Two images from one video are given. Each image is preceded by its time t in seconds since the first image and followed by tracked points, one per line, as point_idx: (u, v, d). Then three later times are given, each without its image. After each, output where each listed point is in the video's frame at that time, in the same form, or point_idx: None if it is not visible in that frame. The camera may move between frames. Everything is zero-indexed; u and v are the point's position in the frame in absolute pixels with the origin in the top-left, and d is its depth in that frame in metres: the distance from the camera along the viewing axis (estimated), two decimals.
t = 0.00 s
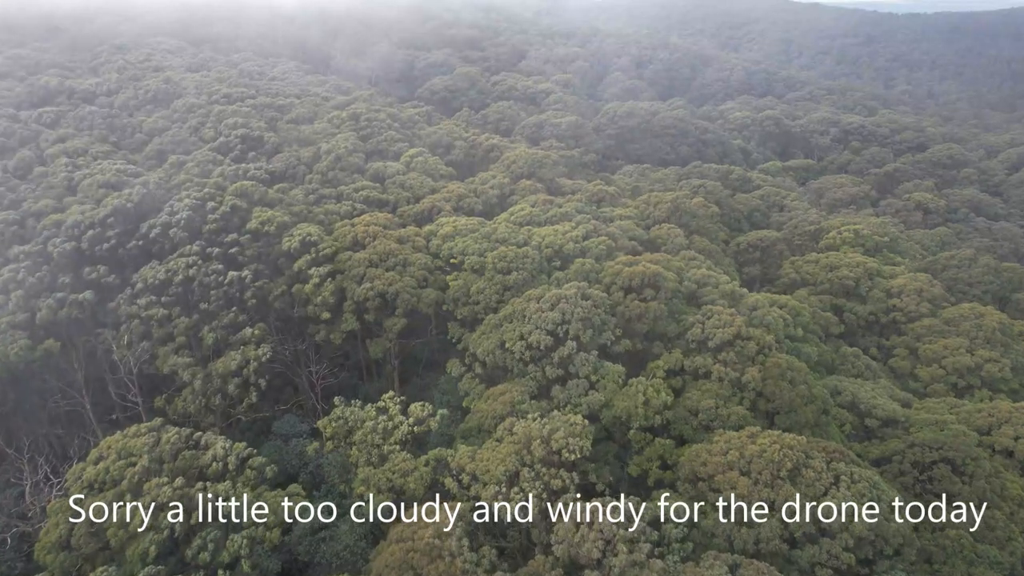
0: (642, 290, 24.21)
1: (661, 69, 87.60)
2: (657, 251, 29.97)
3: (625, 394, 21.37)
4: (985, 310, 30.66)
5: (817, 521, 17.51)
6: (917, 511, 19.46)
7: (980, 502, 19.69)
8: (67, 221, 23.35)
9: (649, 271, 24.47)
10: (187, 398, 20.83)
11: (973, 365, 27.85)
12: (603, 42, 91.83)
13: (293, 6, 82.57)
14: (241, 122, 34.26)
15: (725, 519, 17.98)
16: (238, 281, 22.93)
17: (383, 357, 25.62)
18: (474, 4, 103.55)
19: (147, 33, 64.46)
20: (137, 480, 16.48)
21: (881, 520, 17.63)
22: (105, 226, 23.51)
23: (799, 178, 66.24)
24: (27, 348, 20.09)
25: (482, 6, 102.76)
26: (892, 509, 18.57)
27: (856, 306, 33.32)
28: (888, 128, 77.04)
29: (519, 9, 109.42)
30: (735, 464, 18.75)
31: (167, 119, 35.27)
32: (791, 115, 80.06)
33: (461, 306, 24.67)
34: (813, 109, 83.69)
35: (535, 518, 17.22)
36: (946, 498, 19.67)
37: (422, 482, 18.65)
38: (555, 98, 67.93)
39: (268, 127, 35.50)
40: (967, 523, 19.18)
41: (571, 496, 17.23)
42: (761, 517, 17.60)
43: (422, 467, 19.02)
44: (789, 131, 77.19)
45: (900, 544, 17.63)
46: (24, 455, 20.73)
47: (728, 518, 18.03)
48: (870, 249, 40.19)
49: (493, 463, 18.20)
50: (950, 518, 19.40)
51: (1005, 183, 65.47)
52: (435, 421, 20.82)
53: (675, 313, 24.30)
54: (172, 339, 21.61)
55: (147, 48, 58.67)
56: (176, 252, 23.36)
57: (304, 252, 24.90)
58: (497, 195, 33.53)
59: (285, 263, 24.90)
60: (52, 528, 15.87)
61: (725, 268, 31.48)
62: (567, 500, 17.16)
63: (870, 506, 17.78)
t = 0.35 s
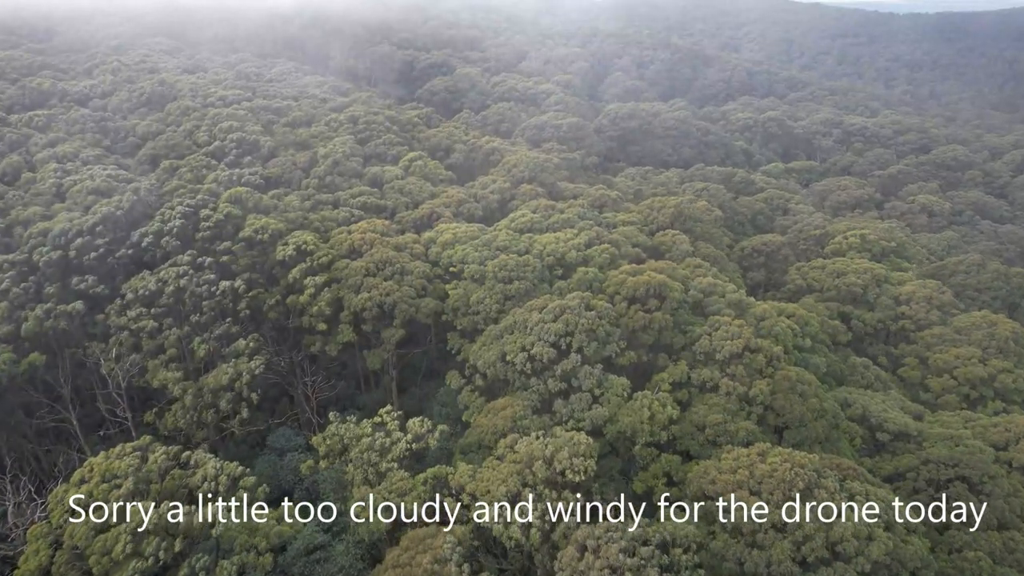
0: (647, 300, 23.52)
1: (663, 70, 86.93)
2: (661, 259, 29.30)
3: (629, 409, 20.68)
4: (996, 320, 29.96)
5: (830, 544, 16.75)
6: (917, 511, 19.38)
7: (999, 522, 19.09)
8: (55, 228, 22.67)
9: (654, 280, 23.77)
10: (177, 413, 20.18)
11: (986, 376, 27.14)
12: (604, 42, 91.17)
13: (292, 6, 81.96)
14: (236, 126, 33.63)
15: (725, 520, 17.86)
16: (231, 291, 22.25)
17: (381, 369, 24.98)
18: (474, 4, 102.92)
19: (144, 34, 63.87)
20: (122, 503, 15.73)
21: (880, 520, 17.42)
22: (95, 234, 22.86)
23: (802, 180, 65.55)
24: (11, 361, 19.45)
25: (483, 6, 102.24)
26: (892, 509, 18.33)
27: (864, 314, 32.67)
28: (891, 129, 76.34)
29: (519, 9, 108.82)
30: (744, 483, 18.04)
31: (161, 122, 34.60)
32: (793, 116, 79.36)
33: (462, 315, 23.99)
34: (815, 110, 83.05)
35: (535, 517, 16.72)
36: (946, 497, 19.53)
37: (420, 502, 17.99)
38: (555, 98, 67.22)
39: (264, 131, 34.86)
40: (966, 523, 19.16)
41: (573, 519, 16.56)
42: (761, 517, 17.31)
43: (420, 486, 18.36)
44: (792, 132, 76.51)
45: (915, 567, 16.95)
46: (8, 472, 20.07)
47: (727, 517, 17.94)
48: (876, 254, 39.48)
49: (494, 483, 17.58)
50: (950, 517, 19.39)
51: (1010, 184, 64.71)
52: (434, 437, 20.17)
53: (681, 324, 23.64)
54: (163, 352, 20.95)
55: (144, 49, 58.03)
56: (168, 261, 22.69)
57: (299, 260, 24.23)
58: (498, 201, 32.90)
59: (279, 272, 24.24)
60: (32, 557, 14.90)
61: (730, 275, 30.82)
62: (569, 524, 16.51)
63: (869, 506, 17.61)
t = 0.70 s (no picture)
0: (654, 311, 22.70)
1: (664, 70, 86.15)
2: (665, 268, 28.55)
3: (636, 426, 19.93)
4: (1010, 330, 29.16)
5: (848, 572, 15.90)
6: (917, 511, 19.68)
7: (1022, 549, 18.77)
8: (40, 238, 21.93)
9: (660, 290, 22.96)
10: (166, 431, 19.45)
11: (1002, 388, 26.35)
12: (604, 42, 90.37)
13: (291, 6, 81.30)
14: (231, 130, 32.88)
15: (725, 520, 17.80)
16: (222, 303, 21.51)
17: (379, 382, 24.26)
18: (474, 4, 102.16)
19: (142, 35, 63.27)
20: (104, 531, 15.00)
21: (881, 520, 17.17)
22: (82, 244, 22.11)
23: (805, 182, 64.76)
24: None
25: (482, 6, 101.54)
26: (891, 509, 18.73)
27: (873, 322, 31.93)
28: (894, 130, 75.56)
29: (519, 9, 108.09)
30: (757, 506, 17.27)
31: (155, 126, 33.87)
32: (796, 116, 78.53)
33: (461, 327, 23.22)
34: (817, 111, 82.28)
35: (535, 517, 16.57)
36: (946, 498, 19.70)
37: (418, 526, 17.27)
38: (556, 99, 66.41)
39: (260, 135, 34.11)
40: (967, 523, 19.36)
41: (578, 547, 15.87)
42: (761, 517, 17.08)
43: (418, 508, 17.65)
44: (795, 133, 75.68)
45: None
46: None
47: (727, 519, 17.81)
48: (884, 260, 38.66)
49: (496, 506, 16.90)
50: (951, 517, 19.67)
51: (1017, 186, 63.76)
52: (433, 456, 19.45)
53: (687, 337, 22.94)
54: (152, 367, 20.19)
55: (140, 51, 57.31)
56: (158, 272, 21.96)
57: (294, 271, 23.49)
58: (499, 207, 32.17)
59: (274, 283, 23.49)
60: None
61: (736, 284, 30.09)
62: (574, 552, 15.83)
63: (869, 507, 17.40)
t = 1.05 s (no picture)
0: (660, 323, 21.99)
1: (665, 71, 85.51)
2: (670, 276, 27.85)
3: (642, 442, 19.24)
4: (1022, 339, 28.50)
5: None
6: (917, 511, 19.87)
7: None
8: (26, 247, 21.26)
9: (666, 300, 22.24)
10: (156, 449, 18.78)
11: (1015, 400, 25.69)
12: (605, 43, 89.72)
13: (291, 6, 80.71)
14: (226, 133, 32.21)
15: (725, 520, 17.45)
16: (215, 315, 20.84)
17: (377, 394, 23.60)
18: (474, 4, 101.53)
19: (139, 35, 62.67)
20: (86, 560, 14.28)
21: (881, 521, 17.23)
22: (70, 254, 21.44)
23: (808, 184, 64.11)
24: None
25: (482, 6, 100.99)
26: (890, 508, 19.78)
27: (881, 331, 31.24)
28: (897, 131, 74.86)
29: (519, 9, 107.46)
30: (770, 531, 16.58)
31: (148, 130, 33.22)
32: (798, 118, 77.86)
33: (461, 339, 22.54)
34: (819, 111, 81.64)
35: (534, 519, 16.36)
36: (946, 498, 19.93)
37: (417, 550, 16.59)
38: (557, 100, 65.74)
39: (256, 139, 33.43)
40: (967, 523, 19.61)
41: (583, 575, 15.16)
42: (761, 516, 16.87)
43: (416, 531, 16.95)
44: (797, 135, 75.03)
45: None
46: None
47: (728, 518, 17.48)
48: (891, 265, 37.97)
49: (496, 533, 16.11)
50: (950, 517, 19.86)
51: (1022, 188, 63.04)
52: (432, 475, 18.79)
53: (693, 350, 22.24)
54: (140, 382, 19.49)
55: (137, 52, 56.67)
56: (148, 283, 21.28)
57: (289, 281, 22.80)
58: (499, 212, 31.50)
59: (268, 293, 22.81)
60: None
61: (743, 292, 29.43)
62: None
63: (869, 507, 17.47)
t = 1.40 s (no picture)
0: (667, 336, 21.16)
1: (667, 71, 84.81)
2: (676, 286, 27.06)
3: (649, 462, 18.49)
4: None
5: None
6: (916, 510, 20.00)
7: None
8: (10, 258, 20.56)
9: (674, 312, 21.41)
10: (142, 470, 18.04)
11: None
12: (606, 43, 89.01)
13: (290, 6, 80.06)
14: (220, 137, 31.46)
15: (725, 519, 17.98)
16: (205, 329, 20.11)
17: (374, 409, 22.89)
18: (474, 4, 100.82)
19: (136, 35, 61.99)
20: None
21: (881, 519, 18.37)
22: (55, 266, 20.73)
23: (811, 186, 63.37)
24: None
25: (482, 6, 100.30)
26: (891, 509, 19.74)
27: (891, 340, 30.48)
28: (901, 132, 74.06)
29: (519, 9, 106.77)
30: (784, 558, 15.81)
31: (141, 135, 32.49)
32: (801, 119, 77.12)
33: (461, 352, 21.78)
34: (822, 112, 80.90)
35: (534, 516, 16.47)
36: (946, 498, 19.97)
37: None
38: (558, 101, 65.01)
39: (251, 143, 32.69)
40: (966, 523, 19.54)
41: None
42: (761, 517, 17.19)
43: (415, 556, 16.25)
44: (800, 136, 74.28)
45: None
46: None
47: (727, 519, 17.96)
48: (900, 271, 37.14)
49: (497, 563, 15.42)
50: (950, 517, 19.83)
51: None
52: (431, 496, 18.02)
53: (701, 364, 21.45)
54: (126, 399, 18.74)
55: (133, 53, 55.97)
56: (137, 295, 20.56)
57: (283, 293, 22.04)
58: (500, 219, 30.74)
59: (262, 305, 22.05)
60: None
61: (750, 301, 28.68)
62: None
63: (869, 506, 18.72)
